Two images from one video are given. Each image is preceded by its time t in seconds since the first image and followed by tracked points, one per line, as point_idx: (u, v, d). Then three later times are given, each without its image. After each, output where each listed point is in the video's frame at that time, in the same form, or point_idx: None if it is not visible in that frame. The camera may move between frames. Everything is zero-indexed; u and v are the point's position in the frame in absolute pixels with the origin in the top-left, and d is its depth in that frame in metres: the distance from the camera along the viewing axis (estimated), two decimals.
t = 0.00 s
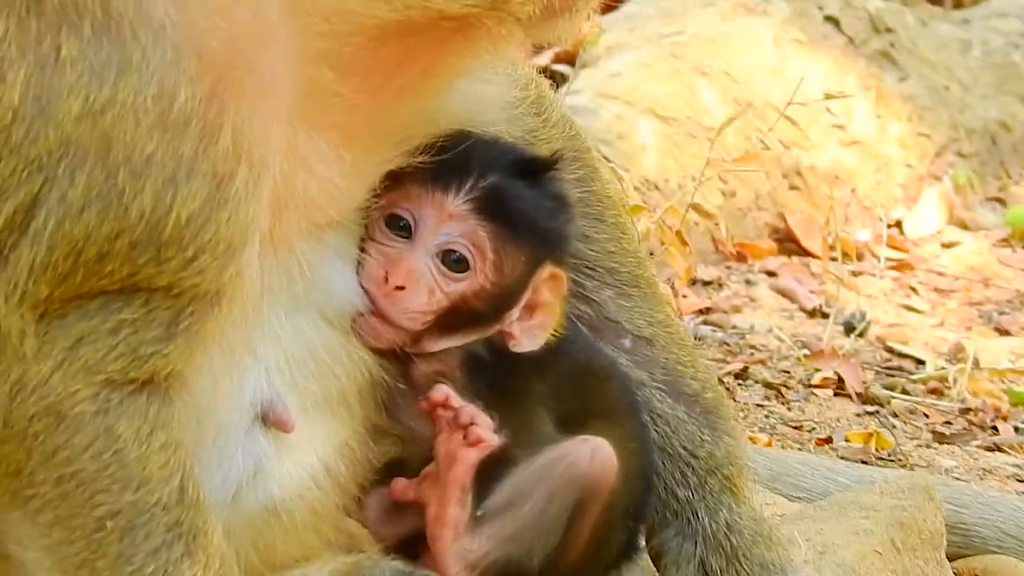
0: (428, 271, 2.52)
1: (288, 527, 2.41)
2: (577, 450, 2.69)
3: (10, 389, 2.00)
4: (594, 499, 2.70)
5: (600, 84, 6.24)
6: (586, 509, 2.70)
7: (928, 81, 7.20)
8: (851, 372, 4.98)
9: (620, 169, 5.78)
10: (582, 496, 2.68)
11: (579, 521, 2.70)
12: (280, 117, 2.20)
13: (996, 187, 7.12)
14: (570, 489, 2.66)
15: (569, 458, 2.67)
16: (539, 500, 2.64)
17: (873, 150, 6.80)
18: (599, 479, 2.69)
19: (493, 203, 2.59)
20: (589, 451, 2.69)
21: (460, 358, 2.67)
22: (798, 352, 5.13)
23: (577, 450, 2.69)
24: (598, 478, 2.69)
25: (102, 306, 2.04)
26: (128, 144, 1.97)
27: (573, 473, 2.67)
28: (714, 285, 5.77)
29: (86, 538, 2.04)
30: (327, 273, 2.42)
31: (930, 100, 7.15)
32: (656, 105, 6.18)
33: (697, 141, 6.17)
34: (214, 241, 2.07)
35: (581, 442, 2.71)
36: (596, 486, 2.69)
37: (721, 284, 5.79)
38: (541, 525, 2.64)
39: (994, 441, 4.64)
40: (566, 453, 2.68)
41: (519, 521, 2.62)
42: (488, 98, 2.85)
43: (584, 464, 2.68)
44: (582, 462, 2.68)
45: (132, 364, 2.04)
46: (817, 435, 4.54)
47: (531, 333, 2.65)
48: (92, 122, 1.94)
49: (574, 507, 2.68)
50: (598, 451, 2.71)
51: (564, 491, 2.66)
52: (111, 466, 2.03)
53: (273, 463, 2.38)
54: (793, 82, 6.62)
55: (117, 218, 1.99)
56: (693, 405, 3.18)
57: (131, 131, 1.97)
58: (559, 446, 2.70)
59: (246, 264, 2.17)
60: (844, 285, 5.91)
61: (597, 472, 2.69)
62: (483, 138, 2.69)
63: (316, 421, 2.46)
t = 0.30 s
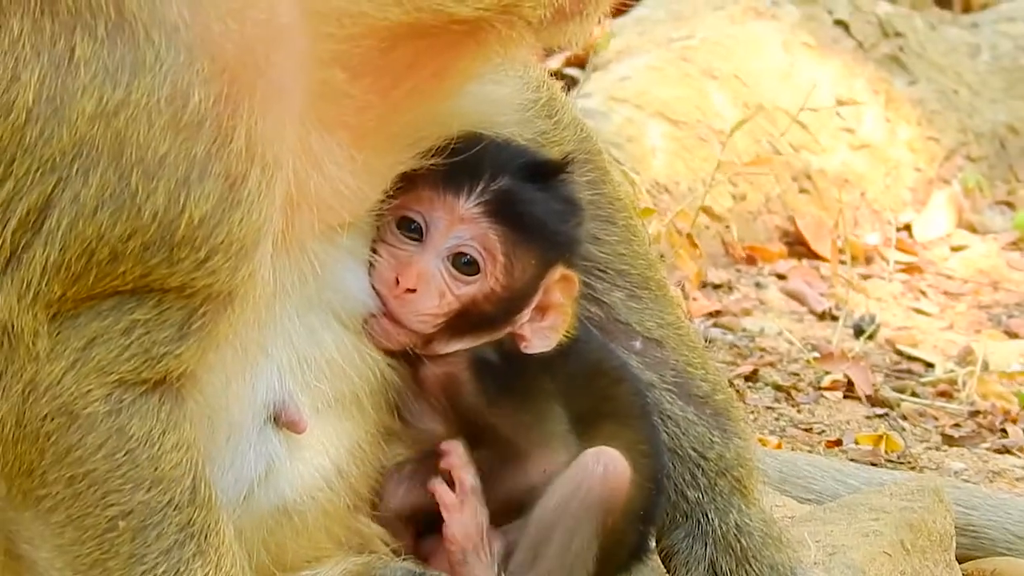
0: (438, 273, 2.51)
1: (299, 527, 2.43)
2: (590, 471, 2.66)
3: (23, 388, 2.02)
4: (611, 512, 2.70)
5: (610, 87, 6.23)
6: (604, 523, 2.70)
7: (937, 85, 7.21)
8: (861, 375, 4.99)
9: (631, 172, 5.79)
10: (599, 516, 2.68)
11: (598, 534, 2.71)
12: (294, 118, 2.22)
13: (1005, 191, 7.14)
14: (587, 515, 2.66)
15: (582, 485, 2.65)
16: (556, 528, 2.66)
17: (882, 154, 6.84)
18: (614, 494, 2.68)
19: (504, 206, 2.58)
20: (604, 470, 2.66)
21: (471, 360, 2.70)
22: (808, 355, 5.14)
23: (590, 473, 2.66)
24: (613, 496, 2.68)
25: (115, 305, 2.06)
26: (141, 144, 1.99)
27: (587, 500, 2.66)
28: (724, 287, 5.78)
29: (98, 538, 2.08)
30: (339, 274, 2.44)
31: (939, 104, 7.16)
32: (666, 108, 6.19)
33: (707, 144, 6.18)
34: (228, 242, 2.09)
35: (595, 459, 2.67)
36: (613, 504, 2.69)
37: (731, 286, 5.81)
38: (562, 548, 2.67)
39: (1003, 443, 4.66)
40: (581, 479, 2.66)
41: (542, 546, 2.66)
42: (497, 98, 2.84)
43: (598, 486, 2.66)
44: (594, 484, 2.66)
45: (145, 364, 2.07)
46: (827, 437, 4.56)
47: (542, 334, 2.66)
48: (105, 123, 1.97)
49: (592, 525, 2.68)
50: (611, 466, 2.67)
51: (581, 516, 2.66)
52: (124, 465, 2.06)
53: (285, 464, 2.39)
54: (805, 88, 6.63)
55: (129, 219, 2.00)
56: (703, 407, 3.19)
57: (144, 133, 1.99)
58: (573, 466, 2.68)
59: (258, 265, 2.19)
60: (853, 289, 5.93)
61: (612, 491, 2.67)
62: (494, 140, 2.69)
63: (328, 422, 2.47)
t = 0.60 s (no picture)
0: (452, 268, 2.52)
1: (310, 522, 2.43)
2: (575, 460, 2.67)
3: (34, 381, 2.03)
4: (599, 506, 2.69)
5: (620, 81, 6.28)
6: (594, 517, 2.69)
7: (947, 79, 7.17)
8: (872, 369, 4.99)
9: (641, 166, 5.80)
10: (587, 508, 2.67)
11: (588, 528, 2.69)
12: (304, 111, 2.21)
13: (1016, 184, 7.09)
14: (573, 505, 2.65)
15: (567, 472, 2.65)
16: (541, 518, 2.64)
17: (892, 147, 6.79)
18: (604, 487, 2.68)
19: (517, 202, 2.60)
20: (591, 460, 2.67)
21: (484, 354, 2.69)
22: (818, 348, 5.14)
23: (576, 461, 2.66)
24: (601, 488, 2.68)
25: (125, 299, 2.07)
26: (151, 137, 1.99)
27: (573, 488, 2.65)
28: (734, 282, 5.79)
29: (108, 533, 2.09)
30: (353, 269, 2.44)
31: (950, 99, 7.12)
32: (676, 102, 6.21)
33: (718, 137, 6.18)
34: (238, 235, 2.10)
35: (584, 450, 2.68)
36: (601, 496, 2.68)
37: (741, 280, 5.82)
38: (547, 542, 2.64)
39: (1014, 436, 4.65)
40: (565, 466, 2.66)
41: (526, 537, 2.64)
42: (508, 93, 2.83)
43: (582, 475, 2.66)
44: (579, 473, 2.66)
45: (155, 358, 2.08)
46: (837, 431, 4.57)
47: (554, 327, 2.67)
48: (115, 117, 1.97)
49: (580, 518, 2.67)
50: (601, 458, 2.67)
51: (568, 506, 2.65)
52: (134, 459, 2.07)
53: (297, 458, 2.39)
54: (817, 80, 6.60)
55: (139, 213, 2.01)
56: (713, 401, 3.19)
57: (154, 126, 1.99)
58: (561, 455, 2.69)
59: (269, 259, 2.19)
60: (863, 283, 5.93)
61: (600, 483, 2.67)
62: (506, 135, 2.71)
63: (340, 415, 2.47)
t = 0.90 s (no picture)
0: (458, 261, 2.52)
1: (314, 515, 2.43)
2: (567, 448, 2.68)
3: (37, 374, 2.05)
4: (597, 494, 2.70)
5: (625, 74, 6.30)
6: (591, 505, 2.70)
7: (953, 73, 7.16)
8: (876, 364, 4.98)
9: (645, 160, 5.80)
10: (585, 497, 2.68)
11: (586, 517, 2.71)
12: (310, 100, 2.21)
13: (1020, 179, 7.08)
14: (568, 494, 2.66)
15: (560, 460, 2.66)
16: (538, 508, 2.65)
17: (897, 141, 6.79)
18: (599, 475, 2.70)
19: (525, 196, 2.60)
20: (582, 447, 2.68)
21: (487, 349, 2.70)
22: (821, 342, 5.12)
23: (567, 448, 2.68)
24: (597, 476, 2.69)
25: (130, 292, 2.07)
26: (156, 132, 1.99)
27: (567, 477, 2.66)
28: (738, 276, 5.79)
29: (113, 524, 2.10)
30: (359, 263, 2.44)
31: (955, 92, 7.11)
32: (681, 95, 6.23)
33: (721, 131, 6.17)
34: (242, 228, 2.09)
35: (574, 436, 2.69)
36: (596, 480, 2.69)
37: (746, 274, 5.82)
38: (544, 530, 2.66)
39: (1018, 431, 4.65)
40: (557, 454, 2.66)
41: (521, 526, 2.65)
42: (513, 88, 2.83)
43: (576, 462, 2.67)
44: (572, 460, 2.67)
45: (159, 351, 2.08)
46: (841, 425, 4.58)
47: (558, 324, 2.69)
48: (120, 110, 1.97)
49: (578, 506, 2.68)
50: (590, 444, 2.69)
51: (564, 497, 2.66)
52: (137, 451, 2.08)
53: (300, 451, 2.40)
54: (817, 73, 6.56)
55: (144, 207, 2.01)
56: (717, 395, 3.20)
57: (159, 120, 1.99)
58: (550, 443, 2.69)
59: (274, 253, 2.19)
60: (868, 277, 5.91)
61: (595, 470, 2.69)
62: (514, 128, 2.70)
63: (342, 409, 2.48)
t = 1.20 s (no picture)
0: (467, 245, 2.30)
1: (314, 516, 2.24)
2: (532, 442, 2.46)
3: (19, 365, 1.85)
4: (580, 484, 2.47)
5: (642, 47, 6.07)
6: (576, 498, 2.47)
7: (993, 44, 6.72)
8: (912, 355, 4.81)
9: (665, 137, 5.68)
10: (566, 490, 2.46)
11: (576, 512, 2.48)
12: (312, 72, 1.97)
13: None
14: (544, 489, 2.44)
15: (525, 457, 2.44)
16: (516, 508, 2.44)
17: (935, 117, 6.45)
18: (575, 462, 2.47)
19: (538, 175, 2.37)
20: (548, 438, 2.46)
21: (497, 338, 2.49)
22: (854, 332, 4.93)
23: (532, 442, 2.46)
24: (573, 465, 2.47)
25: (117, 279, 1.87)
26: (145, 106, 1.79)
27: (537, 472, 2.44)
28: (765, 261, 5.55)
29: (100, 526, 1.89)
30: (361, 244, 2.23)
31: (995, 66, 6.66)
32: (704, 69, 6.01)
33: (744, 107, 5.96)
34: (238, 210, 1.88)
35: (538, 427, 2.47)
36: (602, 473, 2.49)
37: (773, 259, 5.57)
38: (528, 530, 2.46)
39: None
40: (521, 451, 2.45)
41: (505, 528, 2.45)
42: (521, 60, 2.59)
43: (545, 456, 2.45)
44: (540, 454, 2.45)
45: (148, 342, 1.88)
46: (874, 420, 4.38)
47: (572, 313, 2.44)
48: (107, 84, 1.77)
49: (560, 500, 2.46)
50: (557, 433, 2.47)
51: (541, 493, 2.44)
52: (127, 448, 1.88)
53: (299, 449, 2.20)
54: (849, 42, 6.26)
55: (133, 186, 1.81)
56: (741, 387, 3.01)
57: (149, 93, 1.79)
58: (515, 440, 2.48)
59: (271, 237, 1.96)
60: (903, 261, 5.65)
61: (568, 460, 2.46)
62: (524, 105, 2.47)
63: (344, 403, 2.28)
